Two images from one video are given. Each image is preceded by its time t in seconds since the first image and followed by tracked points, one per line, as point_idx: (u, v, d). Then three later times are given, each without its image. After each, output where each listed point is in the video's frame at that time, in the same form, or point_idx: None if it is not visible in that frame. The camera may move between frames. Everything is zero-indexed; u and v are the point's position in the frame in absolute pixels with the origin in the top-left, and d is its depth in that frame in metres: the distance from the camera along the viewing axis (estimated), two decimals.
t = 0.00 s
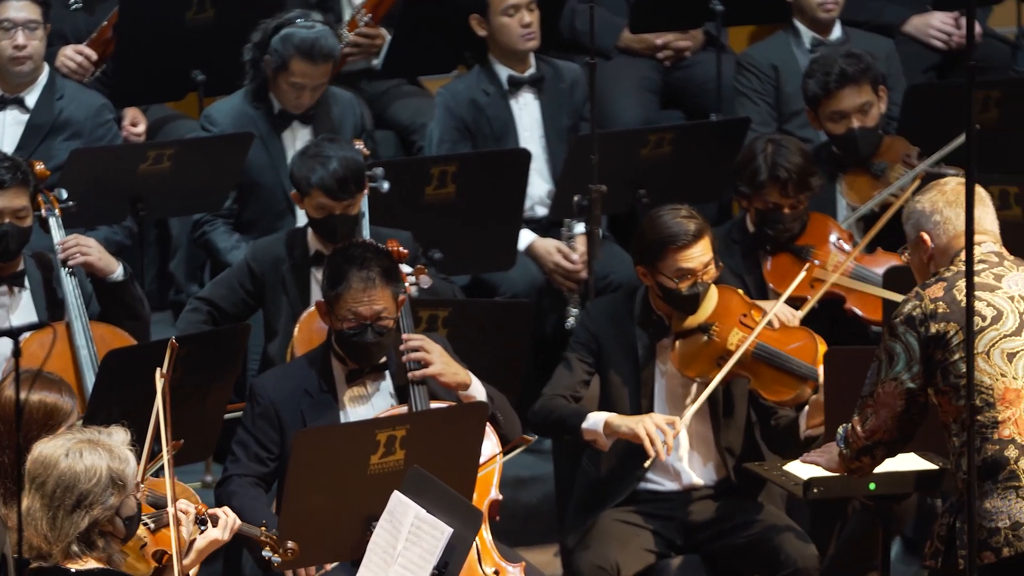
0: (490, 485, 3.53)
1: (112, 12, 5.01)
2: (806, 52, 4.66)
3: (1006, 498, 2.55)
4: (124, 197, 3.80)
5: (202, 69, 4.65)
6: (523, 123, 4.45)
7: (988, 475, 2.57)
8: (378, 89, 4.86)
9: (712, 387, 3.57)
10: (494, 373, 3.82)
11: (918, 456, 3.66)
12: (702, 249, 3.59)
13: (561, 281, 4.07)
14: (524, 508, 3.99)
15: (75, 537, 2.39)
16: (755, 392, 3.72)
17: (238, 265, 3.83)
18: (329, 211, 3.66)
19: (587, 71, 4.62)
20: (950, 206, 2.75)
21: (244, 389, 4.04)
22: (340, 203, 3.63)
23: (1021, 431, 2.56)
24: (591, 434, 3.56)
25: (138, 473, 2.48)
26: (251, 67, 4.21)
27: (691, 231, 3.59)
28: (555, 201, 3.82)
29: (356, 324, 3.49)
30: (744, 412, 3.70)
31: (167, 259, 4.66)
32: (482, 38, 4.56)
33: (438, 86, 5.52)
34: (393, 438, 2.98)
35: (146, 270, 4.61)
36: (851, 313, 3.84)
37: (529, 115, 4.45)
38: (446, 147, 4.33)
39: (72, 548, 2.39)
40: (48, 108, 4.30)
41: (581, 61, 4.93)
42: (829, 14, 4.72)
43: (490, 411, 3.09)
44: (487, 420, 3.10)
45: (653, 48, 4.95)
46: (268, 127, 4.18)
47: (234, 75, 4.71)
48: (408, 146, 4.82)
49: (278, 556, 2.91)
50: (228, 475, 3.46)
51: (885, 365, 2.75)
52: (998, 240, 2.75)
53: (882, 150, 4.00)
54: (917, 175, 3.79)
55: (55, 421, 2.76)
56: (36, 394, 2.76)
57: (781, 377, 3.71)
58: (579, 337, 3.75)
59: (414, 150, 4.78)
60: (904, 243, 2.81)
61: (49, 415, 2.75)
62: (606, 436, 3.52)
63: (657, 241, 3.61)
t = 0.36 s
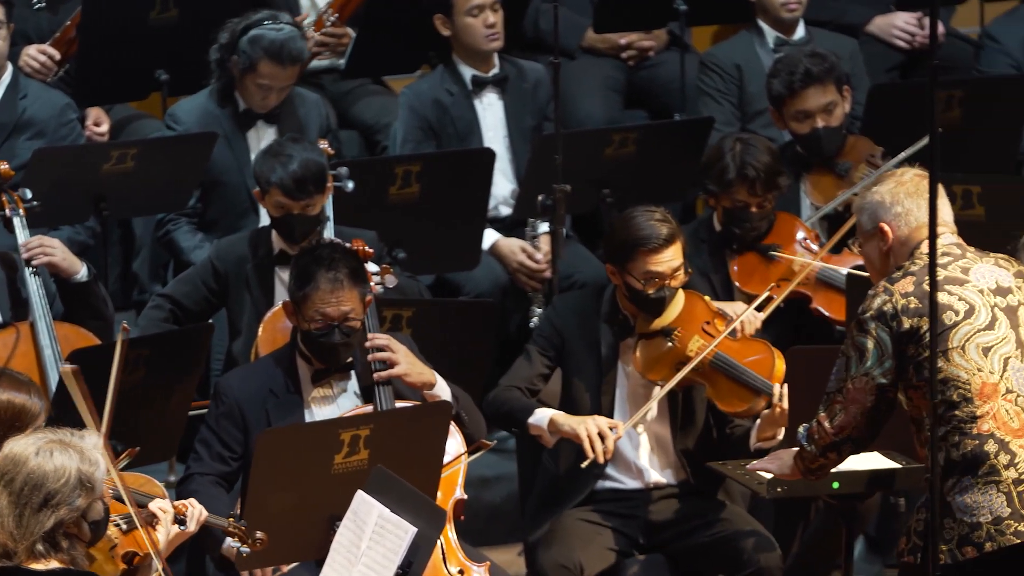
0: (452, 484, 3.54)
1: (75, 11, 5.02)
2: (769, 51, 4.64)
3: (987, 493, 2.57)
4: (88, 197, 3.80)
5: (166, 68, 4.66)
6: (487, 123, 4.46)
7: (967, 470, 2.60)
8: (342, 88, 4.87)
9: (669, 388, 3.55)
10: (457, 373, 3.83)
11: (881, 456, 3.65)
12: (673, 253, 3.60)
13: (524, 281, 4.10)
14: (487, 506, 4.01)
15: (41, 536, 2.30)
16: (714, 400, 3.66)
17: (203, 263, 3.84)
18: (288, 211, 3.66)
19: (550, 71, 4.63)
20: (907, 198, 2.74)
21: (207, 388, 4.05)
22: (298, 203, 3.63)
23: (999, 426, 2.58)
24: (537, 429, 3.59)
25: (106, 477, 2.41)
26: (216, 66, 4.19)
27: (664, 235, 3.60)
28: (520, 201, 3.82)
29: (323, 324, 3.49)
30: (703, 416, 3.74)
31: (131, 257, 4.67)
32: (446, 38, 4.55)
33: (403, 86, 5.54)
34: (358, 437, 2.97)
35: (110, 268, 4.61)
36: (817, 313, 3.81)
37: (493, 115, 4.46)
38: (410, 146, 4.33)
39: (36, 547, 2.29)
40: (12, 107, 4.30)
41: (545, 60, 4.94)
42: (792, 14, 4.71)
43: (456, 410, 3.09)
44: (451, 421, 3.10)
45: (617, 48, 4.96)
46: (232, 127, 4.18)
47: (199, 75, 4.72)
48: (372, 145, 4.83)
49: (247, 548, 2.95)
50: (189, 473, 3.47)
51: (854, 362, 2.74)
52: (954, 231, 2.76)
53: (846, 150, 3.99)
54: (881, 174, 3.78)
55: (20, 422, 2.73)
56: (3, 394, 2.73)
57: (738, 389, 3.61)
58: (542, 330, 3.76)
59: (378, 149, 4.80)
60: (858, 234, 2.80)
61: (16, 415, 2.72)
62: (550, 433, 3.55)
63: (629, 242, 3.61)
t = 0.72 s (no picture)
0: (410, 484, 3.51)
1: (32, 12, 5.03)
2: (727, 51, 4.67)
3: (976, 485, 2.61)
4: (45, 197, 3.81)
5: (123, 68, 4.67)
6: (445, 123, 4.49)
7: (954, 463, 2.63)
8: (300, 89, 4.85)
9: (633, 385, 3.53)
10: (413, 373, 3.83)
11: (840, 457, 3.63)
12: (626, 248, 3.59)
13: (482, 281, 4.15)
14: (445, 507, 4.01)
15: None
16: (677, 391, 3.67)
17: (161, 263, 3.84)
18: (248, 210, 3.66)
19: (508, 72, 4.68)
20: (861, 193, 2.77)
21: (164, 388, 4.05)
22: (260, 203, 3.63)
23: (983, 418, 2.63)
24: (508, 433, 3.55)
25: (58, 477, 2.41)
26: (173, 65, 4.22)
27: (615, 230, 3.58)
28: (478, 201, 3.83)
29: (280, 326, 3.47)
30: (664, 411, 3.70)
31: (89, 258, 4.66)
32: (404, 38, 4.57)
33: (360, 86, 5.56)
34: (315, 437, 2.94)
35: (67, 269, 4.60)
36: (776, 313, 3.81)
37: (451, 115, 4.49)
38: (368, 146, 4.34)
39: None
40: None
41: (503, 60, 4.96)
42: (750, 14, 4.75)
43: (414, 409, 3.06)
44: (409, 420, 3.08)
45: (574, 48, 4.99)
46: (189, 126, 4.19)
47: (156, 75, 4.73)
48: (331, 145, 4.83)
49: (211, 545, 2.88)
50: (146, 474, 3.45)
51: (828, 358, 2.72)
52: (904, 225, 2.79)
53: (804, 149, 4.02)
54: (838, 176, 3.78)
55: None
56: None
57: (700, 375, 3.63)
58: (500, 335, 3.76)
59: (336, 149, 4.80)
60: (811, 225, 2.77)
61: None
62: (521, 435, 3.51)
63: (581, 239, 3.60)
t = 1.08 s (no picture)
0: (371, 484, 3.46)
1: None
2: (687, 51, 4.75)
3: (969, 470, 2.60)
4: (4, 198, 3.86)
5: (82, 68, 4.68)
6: (404, 122, 4.56)
7: (946, 449, 2.60)
8: (260, 89, 4.94)
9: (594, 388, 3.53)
10: (373, 374, 3.83)
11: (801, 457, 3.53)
12: (586, 250, 3.58)
13: (443, 279, 4.22)
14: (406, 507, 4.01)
15: None
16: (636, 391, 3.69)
17: (121, 265, 3.82)
18: (208, 214, 3.64)
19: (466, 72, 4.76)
20: (813, 184, 2.73)
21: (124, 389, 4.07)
22: (219, 206, 3.62)
23: (970, 402, 2.62)
24: (471, 436, 3.49)
25: (17, 472, 2.44)
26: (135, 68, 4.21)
27: (575, 231, 3.57)
28: (438, 200, 3.85)
29: (241, 326, 3.42)
30: (624, 412, 3.65)
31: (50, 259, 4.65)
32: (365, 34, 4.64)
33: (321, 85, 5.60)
34: (275, 438, 2.89)
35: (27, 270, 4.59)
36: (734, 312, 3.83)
37: (409, 114, 4.57)
38: (328, 144, 4.39)
39: None
40: None
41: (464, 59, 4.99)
42: (711, 13, 4.82)
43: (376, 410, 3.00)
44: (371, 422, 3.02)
45: (535, 48, 5.02)
46: (150, 127, 4.22)
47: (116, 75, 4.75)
48: (292, 145, 4.88)
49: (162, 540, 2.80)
50: (108, 475, 3.38)
51: (816, 348, 2.60)
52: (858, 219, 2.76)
53: (763, 149, 4.07)
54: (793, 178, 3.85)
55: None
56: None
57: (660, 378, 3.67)
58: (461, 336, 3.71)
59: (298, 149, 4.84)
60: (765, 218, 2.71)
61: None
62: (485, 438, 3.44)
63: (541, 240, 3.58)
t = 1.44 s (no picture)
0: (334, 484, 3.43)
1: None
2: (650, 50, 4.76)
3: (950, 455, 2.68)
4: None
5: (46, 68, 4.72)
6: (369, 121, 4.57)
7: (928, 435, 2.68)
8: (222, 88, 4.94)
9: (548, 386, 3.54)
10: (335, 374, 3.83)
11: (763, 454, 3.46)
12: (555, 250, 3.53)
13: (407, 279, 4.25)
14: (367, 506, 4.05)
15: None
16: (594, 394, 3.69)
17: (83, 263, 3.83)
18: (169, 213, 3.64)
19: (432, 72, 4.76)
20: (781, 174, 2.71)
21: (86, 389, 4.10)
22: (180, 206, 3.62)
23: (947, 389, 2.70)
24: (414, 428, 3.50)
25: None
26: (101, 66, 4.29)
27: (545, 230, 3.53)
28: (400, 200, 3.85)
29: (204, 323, 3.36)
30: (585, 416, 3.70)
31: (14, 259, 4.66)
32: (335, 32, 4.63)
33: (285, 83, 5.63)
34: (239, 437, 2.86)
35: None
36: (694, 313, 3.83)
37: (374, 113, 4.58)
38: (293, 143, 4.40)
39: None
40: None
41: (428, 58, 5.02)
42: (675, 14, 4.82)
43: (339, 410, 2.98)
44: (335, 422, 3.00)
45: (498, 47, 5.03)
46: (116, 126, 4.26)
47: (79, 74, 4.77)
48: (255, 144, 4.90)
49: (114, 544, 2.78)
50: (66, 472, 3.32)
51: (799, 330, 2.61)
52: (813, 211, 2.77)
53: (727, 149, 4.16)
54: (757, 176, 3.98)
55: None
56: None
57: (617, 383, 3.66)
58: (423, 330, 3.69)
59: (260, 148, 4.86)
60: (734, 205, 2.66)
61: None
62: (428, 432, 3.46)
63: (508, 236, 3.54)
